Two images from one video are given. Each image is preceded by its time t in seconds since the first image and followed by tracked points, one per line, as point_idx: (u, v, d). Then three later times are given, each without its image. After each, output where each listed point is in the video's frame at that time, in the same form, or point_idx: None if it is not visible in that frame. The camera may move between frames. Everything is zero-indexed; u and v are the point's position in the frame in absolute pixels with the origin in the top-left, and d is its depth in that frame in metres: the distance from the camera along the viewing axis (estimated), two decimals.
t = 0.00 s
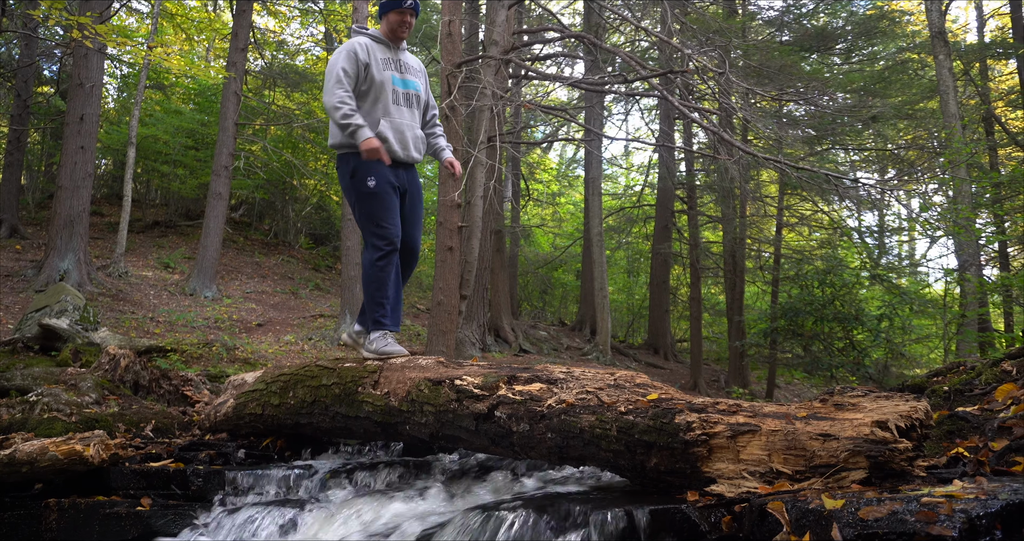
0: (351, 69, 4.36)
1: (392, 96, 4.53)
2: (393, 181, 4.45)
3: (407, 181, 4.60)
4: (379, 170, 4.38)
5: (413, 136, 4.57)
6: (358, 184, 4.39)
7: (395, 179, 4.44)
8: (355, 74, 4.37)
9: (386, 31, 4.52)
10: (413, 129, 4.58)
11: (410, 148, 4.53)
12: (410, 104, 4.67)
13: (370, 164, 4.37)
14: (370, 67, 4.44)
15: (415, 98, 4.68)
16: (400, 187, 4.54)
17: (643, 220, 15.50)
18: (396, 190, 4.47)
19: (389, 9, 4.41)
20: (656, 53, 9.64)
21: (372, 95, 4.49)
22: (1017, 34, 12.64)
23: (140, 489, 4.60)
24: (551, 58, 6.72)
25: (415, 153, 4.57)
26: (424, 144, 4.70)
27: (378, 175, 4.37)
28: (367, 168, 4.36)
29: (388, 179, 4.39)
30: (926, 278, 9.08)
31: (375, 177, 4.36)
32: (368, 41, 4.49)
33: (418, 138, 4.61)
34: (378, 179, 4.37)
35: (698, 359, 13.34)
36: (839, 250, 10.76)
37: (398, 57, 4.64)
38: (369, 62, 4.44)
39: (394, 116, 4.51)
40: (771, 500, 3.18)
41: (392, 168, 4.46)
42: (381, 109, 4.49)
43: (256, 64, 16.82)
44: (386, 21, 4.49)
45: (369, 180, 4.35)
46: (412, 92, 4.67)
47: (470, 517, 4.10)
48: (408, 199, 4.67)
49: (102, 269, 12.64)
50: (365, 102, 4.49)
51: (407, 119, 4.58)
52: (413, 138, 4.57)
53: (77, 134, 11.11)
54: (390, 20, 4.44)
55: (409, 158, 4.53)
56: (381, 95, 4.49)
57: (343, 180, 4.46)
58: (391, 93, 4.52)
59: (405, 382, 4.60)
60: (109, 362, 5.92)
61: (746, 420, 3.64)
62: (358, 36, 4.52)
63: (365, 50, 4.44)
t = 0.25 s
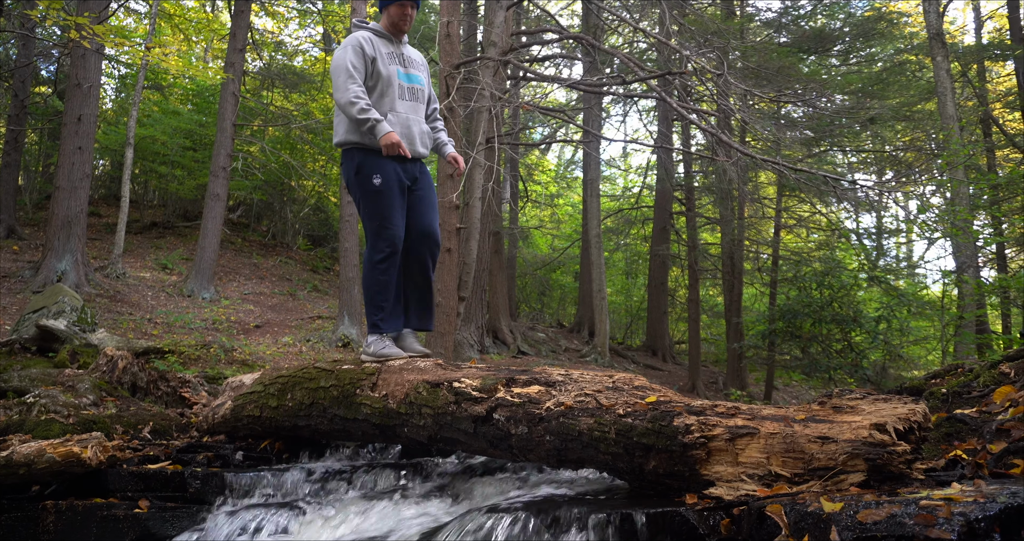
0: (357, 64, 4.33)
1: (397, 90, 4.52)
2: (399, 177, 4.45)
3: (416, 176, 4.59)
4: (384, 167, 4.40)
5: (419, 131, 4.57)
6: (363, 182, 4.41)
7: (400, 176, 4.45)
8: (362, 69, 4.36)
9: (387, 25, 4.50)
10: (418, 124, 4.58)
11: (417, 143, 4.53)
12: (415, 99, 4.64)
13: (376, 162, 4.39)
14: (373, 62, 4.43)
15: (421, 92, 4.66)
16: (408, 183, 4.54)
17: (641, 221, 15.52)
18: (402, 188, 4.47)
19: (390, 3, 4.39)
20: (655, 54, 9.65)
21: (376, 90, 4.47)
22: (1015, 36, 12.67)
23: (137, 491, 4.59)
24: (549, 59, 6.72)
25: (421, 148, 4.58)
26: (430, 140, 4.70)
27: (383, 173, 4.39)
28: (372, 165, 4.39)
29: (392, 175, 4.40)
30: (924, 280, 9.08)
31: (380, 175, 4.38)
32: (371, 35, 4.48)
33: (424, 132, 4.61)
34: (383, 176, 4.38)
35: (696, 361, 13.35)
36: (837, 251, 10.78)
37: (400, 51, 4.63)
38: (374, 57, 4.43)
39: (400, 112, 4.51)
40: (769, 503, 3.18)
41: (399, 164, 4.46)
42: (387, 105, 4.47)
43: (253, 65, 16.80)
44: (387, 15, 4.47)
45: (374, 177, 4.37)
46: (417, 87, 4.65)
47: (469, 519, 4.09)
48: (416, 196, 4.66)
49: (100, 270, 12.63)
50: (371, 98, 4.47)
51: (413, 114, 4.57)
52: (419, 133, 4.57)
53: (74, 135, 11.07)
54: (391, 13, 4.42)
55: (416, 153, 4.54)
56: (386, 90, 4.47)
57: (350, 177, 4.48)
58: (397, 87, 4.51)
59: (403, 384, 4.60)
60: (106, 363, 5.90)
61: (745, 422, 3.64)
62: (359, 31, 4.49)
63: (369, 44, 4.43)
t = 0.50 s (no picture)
0: (359, 63, 4.33)
1: (402, 90, 4.48)
2: (397, 179, 4.37)
3: (416, 177, 4.53)
4: (381, 168, 4.32)
5: (423, 131, 4.48)
6: (361, 182, 4.36)
7: (398, 178, 4.37)
8: (364, 68, 4.35)
9: (398, 26, 4.49)
10: (422, 124, 4.49)
11: (418, 143, 4.44)
12: (422, 100, 4.58)
13: (374, 162, 4.33)
14: (379, 61, 4.42)
15: (427, 92, 4.60)
16: (407, 185, 4.47)
17: (639, 224, 15.53)
18: (400, 190, 4.39)
19: (401, 4, 4.38)
20: (653, 57, 9.66)
21: (381, 90, 4.45)
22: (1013, 40, 12.68)
23: (134, 493, 4.60)
24: (547, 62, 6.71)
25: (424, 149, 4.48)
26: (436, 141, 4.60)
27: (380, 174, 4.32)
28: (370, 166, 4.33)
29: (390, 177, 4.33)
30: (921, 284, 9.08)
31: (377, 176, 4.32)
32: (379, 36, 4.48)
33: (428, 133, 4.51)
34: (380, 178, 4.32)
35: (694, 365, 13.35)
36: (835, 255, 10.78)
37: (410, 53, 4.61)
38: (378, 57, 4.42)
39: (402, 112, 4.44)
40: (767, 507, 3.19)
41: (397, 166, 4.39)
42: (390, 104, 4.43)
43: (251, 67, 16.80)
44: (398, 16, 4.46)
45: (371, 178, 4.32)
46: (423, 87, 4.59)
47: (466, 524, 4.08)
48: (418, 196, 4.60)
49: (98, 272, 12.63)
50: (374, 97, 4.45)
51: (417, 115, 4.50)
52: (422, 134, 4.48)
53: (72, 136, 11.06)
54: (402, 14, 4.41)
55: (417, 154, 4.45)
56: (390, 90, 4.45)
57: (349, 176, 4.45)
58: (401, 87, 4.47)
59: (401, 388, 4.59)
60: (104, 365, 5.90)
61: (742, 426, 3.65)
62: (369, 31, 4.50)
63: (375, 45, 4.43)
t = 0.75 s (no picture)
0: (361, 65, 4.32)
1: (403, 93, 4.47)
2: (394, 182, 4.38)
3: (415, 182, 4.52)
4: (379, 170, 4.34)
5: (423, 135, 4.47)
6: (359, 184, 4.37)
7: (395, 181, 4.37)
8: (365, 70, 4.35)
9: (404, 29, 4.49)
10: (422, 128, 4.48)
11: (417, 147, 4.43)
12: (424, 103, 4.58)
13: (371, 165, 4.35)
14: (382, 63, 4.41)
15: (429, 96, 4.61)
16: (405, 188, 4.47)
17: (632, 228, 15.56)
18: (397, 193, 4.39)
19: (408, 7, 4.38)
20: (645, 63, 9.69)
21: (383, 92, 4.44)
22: (1003, 46, 12.77)
23: (125, 499, 4.58)
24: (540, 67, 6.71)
25: (423, 154, 4.48)
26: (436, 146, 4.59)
27: (377, 177, 4.33)
28: (368, 168, 4.34)
29: (386, 179, 4.33)
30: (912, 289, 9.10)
31: (374, 179, 4.32)
32: (385, 38, 4.48)
33: (428, 138, 4.51)
34: (377, 180, 4.32)
35: (686, 370, 13.36)
36: (826, 259, 10.81)
37: (416, 56, 4.60)
38: (382, 58, 4.41)
39: (403, 115, 4.43)
40: (758, 512, 3.19)
41: (394, 170, 4.40)
42: (391, 106, 4.42)
43: (244, 71, 16.77)
44: (404, 20, 4.45)
45: (368, 179, 4.32)
46: (426, 91, 4.60)
47: (458, 529, 4.08)
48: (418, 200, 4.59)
49: (88, 277, 12.58)
50: (375, 99, 4.44)
51: (418, 118, 4.49)
52: (422, 138, 4.47)
53: (63, 141, 11.02)
54: (409, 18, 4.41)
55: (416, 159, 4.44)
56: (392, 92, 4.44)
57: (348, 178, 4.46)
58: (403, 90, 4.47)
59: (393, 393, 4.59)
60: (94, 371, 5.87)
61: (734, 431, 3.65)
62: (374, 32, 4.50)
63: (379, 46, 4.42)
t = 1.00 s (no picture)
0: (364, 66, 4.31)
1: (409, 92, 4.45)
2: (403, 177, 4.37)
3: (423, 180, 4.53)
4: (387, 168, 4.32)
5: (430, 134, 4.45)
6: (367, 181, 4.33)
7: (404, 176, 4.36)
8: (367, 70, 4.33)
9: (407, 29, 4.47)
10: (428, 127, 4.46)
11: (425, 146, 4.41)
12: (430, 102, 4.57)
13: (380, 162, 4.32)
14: (386, 63, 4.39)
15: (434, 95, 4.59)
16: (413, 186, 4.47)
17: (629, 232, 15.58)
18: (407, 187, 4.38)
19: (410, 8, 4.35)
20: (642, 67, 9.71)
21: (388, 92, 4.42)
22: (998, 51, 12.83)
23: (121, 503, 4.57)
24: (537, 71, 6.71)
25: (431, 153, 4.47)
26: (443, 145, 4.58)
27: (386, 172, 4.31)
28: (376, 165, 4.32)
29: (396, 174, 4.32)
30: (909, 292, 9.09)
31: (383, 174, 4.30)
32: (387, 38, 4.46)
33: (435, 137, 4.49)
34: (386, 175, 4.30)
35: (683, 373, 13.38)
36: (822, 263, 10.83)
37: (420, 55, 4.58)
38: (384, 59, 4.38)
39: (410, 113, 4.41)
40: (756, 516, 3.19)
41: (402, 167, 4.39)
42: (396, 106, 4.40)
43: (241, 74, 16.77)
44: (407, 20, 4.43)
45: (377, 176, 4.29)
46: (431, 90, 4.58)
47: (455, 533, 4.07)
48: (422, 199, 4.63)
49: (85, 280, 12.56)
50: (380, 99, 4.42)
51: (425, 117, 4.47)
52: (430, 137, 4.46)
53: (60, 144, 11.01)
54: (412, 18, 4.38)
55: (424, 157, 4.43)
56: (397, 92, 4.41)
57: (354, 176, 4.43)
58: (408, 89, 4.45)
59: (390, 396, 4.58)
60: (91, 374, 5.91)
61: (731, 435, 3.65)
62: (376, 33, 4.49)
63: (381, 47, 4.39)
